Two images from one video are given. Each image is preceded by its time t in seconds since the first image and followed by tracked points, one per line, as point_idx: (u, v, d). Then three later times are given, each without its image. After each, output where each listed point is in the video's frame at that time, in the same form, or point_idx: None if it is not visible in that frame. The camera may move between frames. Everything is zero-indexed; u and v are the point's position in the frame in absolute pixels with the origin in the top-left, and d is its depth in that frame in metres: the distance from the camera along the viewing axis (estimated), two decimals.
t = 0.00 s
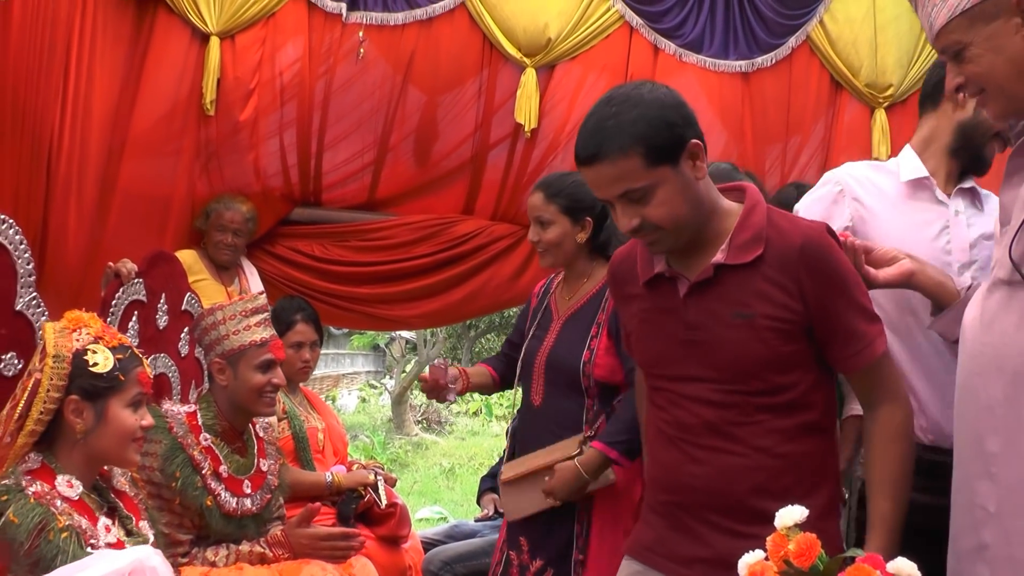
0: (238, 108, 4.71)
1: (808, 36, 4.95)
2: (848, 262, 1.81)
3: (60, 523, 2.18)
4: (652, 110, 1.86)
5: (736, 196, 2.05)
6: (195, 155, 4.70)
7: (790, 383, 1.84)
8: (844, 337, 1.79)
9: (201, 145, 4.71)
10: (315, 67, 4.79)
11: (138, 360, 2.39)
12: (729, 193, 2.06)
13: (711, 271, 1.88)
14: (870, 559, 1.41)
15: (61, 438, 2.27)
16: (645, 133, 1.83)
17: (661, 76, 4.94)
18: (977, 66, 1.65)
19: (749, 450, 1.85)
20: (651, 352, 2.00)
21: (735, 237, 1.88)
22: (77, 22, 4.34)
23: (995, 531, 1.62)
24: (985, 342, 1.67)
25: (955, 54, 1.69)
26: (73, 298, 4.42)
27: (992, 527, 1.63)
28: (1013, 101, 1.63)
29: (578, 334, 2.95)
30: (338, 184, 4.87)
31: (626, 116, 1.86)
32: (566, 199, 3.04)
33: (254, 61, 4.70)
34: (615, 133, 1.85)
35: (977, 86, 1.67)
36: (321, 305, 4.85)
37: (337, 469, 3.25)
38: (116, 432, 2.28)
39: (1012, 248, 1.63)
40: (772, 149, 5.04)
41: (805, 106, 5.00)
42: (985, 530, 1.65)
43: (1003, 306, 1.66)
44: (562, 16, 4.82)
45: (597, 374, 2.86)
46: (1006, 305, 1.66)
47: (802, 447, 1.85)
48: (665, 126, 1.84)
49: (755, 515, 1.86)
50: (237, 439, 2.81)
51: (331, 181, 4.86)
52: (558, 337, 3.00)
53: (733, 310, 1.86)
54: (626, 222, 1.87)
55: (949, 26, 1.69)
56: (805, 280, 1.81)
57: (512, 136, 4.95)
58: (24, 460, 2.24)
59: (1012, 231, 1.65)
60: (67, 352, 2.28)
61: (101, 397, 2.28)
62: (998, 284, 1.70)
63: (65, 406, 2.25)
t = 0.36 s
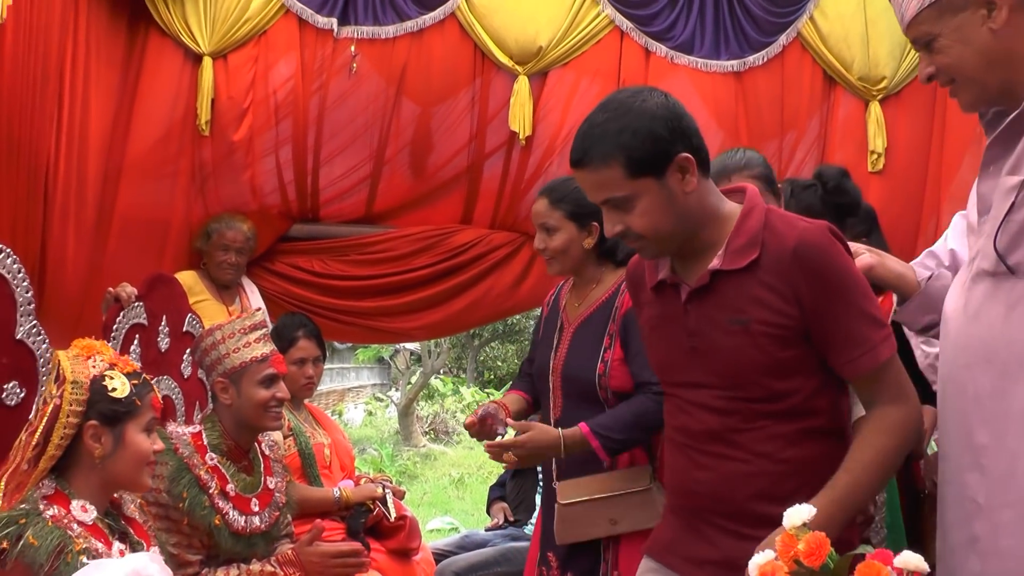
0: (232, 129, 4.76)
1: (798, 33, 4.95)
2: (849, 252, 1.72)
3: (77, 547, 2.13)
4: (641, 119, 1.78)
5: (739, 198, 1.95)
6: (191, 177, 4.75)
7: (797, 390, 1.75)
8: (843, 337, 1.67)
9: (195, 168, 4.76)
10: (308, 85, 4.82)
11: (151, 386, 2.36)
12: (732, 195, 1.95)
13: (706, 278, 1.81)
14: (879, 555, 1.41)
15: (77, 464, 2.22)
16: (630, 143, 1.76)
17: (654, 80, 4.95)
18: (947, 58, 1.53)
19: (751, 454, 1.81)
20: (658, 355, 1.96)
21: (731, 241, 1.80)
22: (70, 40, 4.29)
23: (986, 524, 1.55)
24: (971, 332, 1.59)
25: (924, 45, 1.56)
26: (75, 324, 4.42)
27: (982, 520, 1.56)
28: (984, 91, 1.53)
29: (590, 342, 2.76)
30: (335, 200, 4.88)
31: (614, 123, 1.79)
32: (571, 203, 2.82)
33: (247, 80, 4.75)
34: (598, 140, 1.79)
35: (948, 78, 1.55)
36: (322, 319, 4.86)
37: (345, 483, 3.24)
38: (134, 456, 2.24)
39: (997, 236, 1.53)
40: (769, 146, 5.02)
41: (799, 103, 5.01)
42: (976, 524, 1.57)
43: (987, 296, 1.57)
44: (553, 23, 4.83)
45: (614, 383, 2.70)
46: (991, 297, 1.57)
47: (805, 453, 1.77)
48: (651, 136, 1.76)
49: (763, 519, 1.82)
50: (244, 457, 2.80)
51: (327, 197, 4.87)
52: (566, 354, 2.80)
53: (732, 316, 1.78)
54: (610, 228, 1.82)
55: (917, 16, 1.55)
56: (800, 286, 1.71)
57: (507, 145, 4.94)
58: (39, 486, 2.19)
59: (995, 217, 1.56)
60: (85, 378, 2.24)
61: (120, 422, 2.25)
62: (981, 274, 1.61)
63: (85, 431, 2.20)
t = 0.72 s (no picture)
0: (229, 144, 4.78)
1: (792, 29, 4.93)
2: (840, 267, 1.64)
3: (92, 561, 2.13)
4: (646, 134, 1.65)
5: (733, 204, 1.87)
6: (189, 195, 4.79)
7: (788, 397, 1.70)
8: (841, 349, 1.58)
9: (194, 184, 4.80)
10: (304, 97, 4.83)
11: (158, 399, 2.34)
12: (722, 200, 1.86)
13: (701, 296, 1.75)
14: (889, 548, 1.40)
15: (91, 480, 2.22)
16: (643, 159, 1.62)
17: (648, 82, 4.96)
18: (888, 76, 1.76)
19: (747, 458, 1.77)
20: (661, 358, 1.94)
21: (722, 257, 1.72)
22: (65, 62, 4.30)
23: (976, 511, 1.77)
24: (945, 327, 1.81)
25: (866, 64, 1.79)
26: (78, 342, 4.42)
27: (973, 507, 1.78)
28: (919, 108, 1.77)
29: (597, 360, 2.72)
30: (334, 211, 4.88)
31: (620, 142, 1.64)
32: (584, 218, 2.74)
33: (243, 94, 4.77)
34: (609, 160, 1.63)
35: (887, 95, 1.78)
36: (327, 330, 4.88)
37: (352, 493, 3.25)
38: (147, 470, 2.24)
39: (960, 238, 1.77)
40: (766, 143, 5.01)
41: (795, 99, 4.99)
42: (966, 511, 1.79)
43: (952, 293, 1.80)
44: (546, 28, 4.82)
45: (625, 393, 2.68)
46: (956, 298, 1.79)
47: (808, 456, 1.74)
48: (661, 148, 1.64)
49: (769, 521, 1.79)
50: (248, 469, 2.80)
51: (326, 209, 4.87)
52: (583, 362, 2.76)
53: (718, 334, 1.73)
54: (631, 252, 1.69)
55: (861, 37, 1.78)
56: (782, 306, 1.62)
57: (504, 150, 4.93)
58: (54, 503, 2.19)
59: (953, 221, 1.80)
60: (93, 396, 2.23)
61: (130, 436, 2.23)
62: (943, 277, 1.83)
63: (95, 447, 2.19)
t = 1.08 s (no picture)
0: (231, 145, 4.77)
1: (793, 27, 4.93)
2: (832, 288, 1.62)
3: (96, 563, 2.13)
4: (620, 196, 1.53)
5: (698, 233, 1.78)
6: (192, 195, 4.79)
7: (804, 415, 1.67)
8: (844, 364, 1.57)
9: (196, 186, 4.79)
10: (306, 97, 4.83)
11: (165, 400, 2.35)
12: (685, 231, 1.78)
13: (697, 345, 1.69)
14: (897, 544, 1.40)
15: (98, 482, 2.21)
16: (623, 224, 1.51)
17: (650, 80, 4.95)
18: (844, 88, 1.75)
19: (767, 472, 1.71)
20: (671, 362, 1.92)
21: (712, 302, 1.66)
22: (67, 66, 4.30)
23: (963, 489, 1.65)
24: (909, 328, 1.73)
25: (825, 77, 1.78)
26: (82, 344, 4.41)
27: (958, 487, 1.66)
28: (876, 118, 1.76)
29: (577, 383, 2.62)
30: (337, 211, 4.89)
31: (597, 208, 1.52)
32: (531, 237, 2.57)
33: (245, 95, 4.77)
34: (586, 229, 1.50)
35: (845, 107, 1.76)
36: (329, 330, 4.87)
37: (356, 493, 3.24)
38: (154, 471, 2.24)
39: (922, 234, 1.72)
40: (769, 141, 5.00)
41: (797, 97, 4.98)
42: (951, 491, 1.67)
43: (915, 292, 1.73)
44: (547, 27, 4.82)
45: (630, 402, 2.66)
46: (923, 290, 1.72)
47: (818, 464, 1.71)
48: (639, 210, 1.53)
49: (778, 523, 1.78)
50: (251, 469, 2.79)
51: (328, 208, 4.87)
52: (564, 388, 2.64)
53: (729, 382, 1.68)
54: (617, 318, 1.59)
55: (819, 53, 1.77)
56: (788, 339, 1.60)
57: (507, 149, 4.92)
58: (60, 504, 2.19)
59: (914, 221, 1.75)
60: (98, 398, 2.23)
61: (136, 438, 2.24)
62: (907, 273, 1.76)
63: (102, 449, 2.20)
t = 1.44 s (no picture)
0: (231, 142, 4.76)
1: (795, 18, 4.89)
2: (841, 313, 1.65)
3: (100, 556, 2.11)
4: (623, 268, 1.48)
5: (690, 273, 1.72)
6: (192, 193, 4.77)
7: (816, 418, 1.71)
8: (858, 370, 1.61)
9: (196, 184, 4.78)
10: (305, 93, 4.81)
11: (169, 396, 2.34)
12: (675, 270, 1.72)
13: (719, 393, 1.68)
14: (905, 535, 1.37)
15: (101, 479, 2.20)
16: (625, 298, 1.47)
17: (651, 73, 4.93)
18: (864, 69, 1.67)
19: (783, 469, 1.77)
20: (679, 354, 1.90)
21: (729, 347, 1.65)
22: (63, 64, 4.28)
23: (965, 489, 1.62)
24: (921, 322, 1.68)
25: (843, 57, 1.69)
26: (85, 343, 4.40)
27: (961, 486, 1.63)
28: (897, 98, 1.69)
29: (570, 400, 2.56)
30: (337, 207, 4.86)
31: (597, 282, 1.48)
32: (485, 277, 2.50)
33: (243, 91, 4.76)
34: (588, 305, 1.47)
35: (864, 88, 1.69)
36: (330, 326, 4.86)
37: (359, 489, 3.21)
38: (158, 468, 2.22)
39: (939, 226, 1.65)
40: (770, 132, 4.97)
41: (799, 89, 4.94)
42: (954, 490, 1.64)
43: (927, 285, 1.68)
44: (546, 20, 4.80)
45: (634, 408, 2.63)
46: (936, 282, 1.66)
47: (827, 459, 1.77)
48: (642, 280, 1.49)
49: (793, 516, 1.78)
50: (254, 467, 2.77)
51: (328, 205, 4.85)
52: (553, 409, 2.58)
53: (751, 405, 1.69)
54: (624, 388, 1.57)
55: (836, 31, 1.68)
56: (806, 360, 1.63)
57: (507, 143, 4.90)
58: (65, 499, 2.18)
59: (931, 209, 1.68)
60: (101, 395, 2.22)
61: (139, 434, 2.22)
62: (921, 262, 1.70)
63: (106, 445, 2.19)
